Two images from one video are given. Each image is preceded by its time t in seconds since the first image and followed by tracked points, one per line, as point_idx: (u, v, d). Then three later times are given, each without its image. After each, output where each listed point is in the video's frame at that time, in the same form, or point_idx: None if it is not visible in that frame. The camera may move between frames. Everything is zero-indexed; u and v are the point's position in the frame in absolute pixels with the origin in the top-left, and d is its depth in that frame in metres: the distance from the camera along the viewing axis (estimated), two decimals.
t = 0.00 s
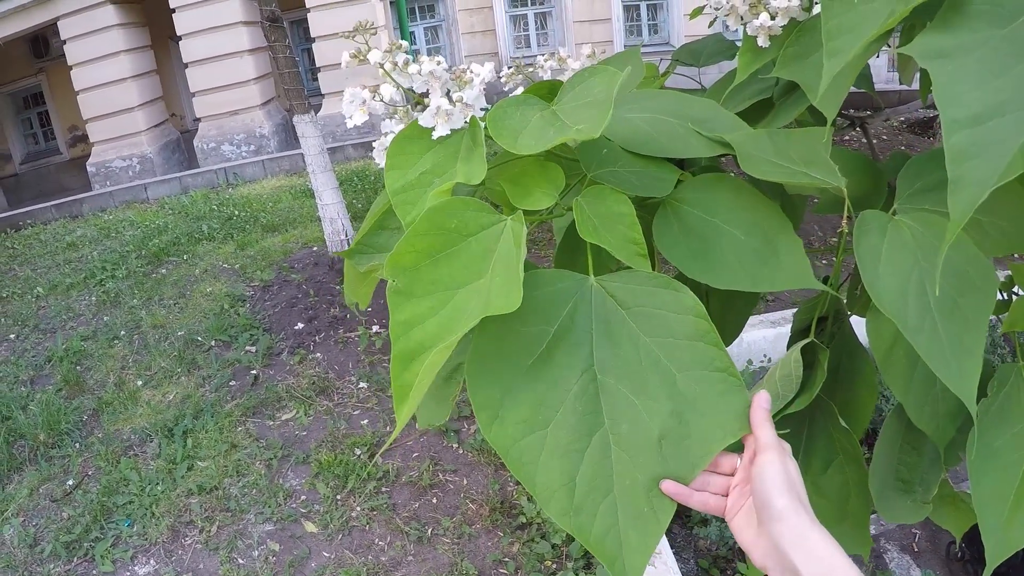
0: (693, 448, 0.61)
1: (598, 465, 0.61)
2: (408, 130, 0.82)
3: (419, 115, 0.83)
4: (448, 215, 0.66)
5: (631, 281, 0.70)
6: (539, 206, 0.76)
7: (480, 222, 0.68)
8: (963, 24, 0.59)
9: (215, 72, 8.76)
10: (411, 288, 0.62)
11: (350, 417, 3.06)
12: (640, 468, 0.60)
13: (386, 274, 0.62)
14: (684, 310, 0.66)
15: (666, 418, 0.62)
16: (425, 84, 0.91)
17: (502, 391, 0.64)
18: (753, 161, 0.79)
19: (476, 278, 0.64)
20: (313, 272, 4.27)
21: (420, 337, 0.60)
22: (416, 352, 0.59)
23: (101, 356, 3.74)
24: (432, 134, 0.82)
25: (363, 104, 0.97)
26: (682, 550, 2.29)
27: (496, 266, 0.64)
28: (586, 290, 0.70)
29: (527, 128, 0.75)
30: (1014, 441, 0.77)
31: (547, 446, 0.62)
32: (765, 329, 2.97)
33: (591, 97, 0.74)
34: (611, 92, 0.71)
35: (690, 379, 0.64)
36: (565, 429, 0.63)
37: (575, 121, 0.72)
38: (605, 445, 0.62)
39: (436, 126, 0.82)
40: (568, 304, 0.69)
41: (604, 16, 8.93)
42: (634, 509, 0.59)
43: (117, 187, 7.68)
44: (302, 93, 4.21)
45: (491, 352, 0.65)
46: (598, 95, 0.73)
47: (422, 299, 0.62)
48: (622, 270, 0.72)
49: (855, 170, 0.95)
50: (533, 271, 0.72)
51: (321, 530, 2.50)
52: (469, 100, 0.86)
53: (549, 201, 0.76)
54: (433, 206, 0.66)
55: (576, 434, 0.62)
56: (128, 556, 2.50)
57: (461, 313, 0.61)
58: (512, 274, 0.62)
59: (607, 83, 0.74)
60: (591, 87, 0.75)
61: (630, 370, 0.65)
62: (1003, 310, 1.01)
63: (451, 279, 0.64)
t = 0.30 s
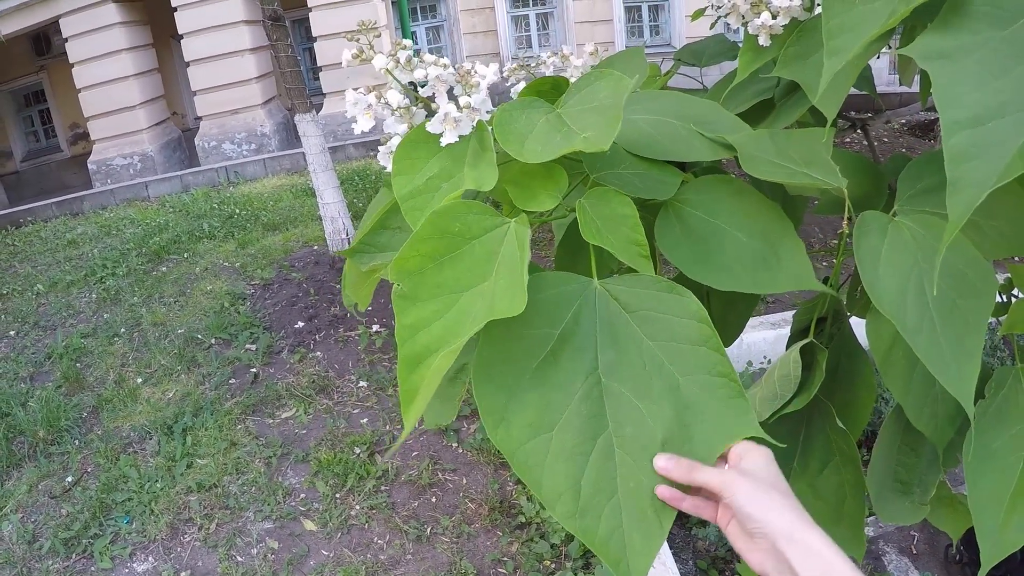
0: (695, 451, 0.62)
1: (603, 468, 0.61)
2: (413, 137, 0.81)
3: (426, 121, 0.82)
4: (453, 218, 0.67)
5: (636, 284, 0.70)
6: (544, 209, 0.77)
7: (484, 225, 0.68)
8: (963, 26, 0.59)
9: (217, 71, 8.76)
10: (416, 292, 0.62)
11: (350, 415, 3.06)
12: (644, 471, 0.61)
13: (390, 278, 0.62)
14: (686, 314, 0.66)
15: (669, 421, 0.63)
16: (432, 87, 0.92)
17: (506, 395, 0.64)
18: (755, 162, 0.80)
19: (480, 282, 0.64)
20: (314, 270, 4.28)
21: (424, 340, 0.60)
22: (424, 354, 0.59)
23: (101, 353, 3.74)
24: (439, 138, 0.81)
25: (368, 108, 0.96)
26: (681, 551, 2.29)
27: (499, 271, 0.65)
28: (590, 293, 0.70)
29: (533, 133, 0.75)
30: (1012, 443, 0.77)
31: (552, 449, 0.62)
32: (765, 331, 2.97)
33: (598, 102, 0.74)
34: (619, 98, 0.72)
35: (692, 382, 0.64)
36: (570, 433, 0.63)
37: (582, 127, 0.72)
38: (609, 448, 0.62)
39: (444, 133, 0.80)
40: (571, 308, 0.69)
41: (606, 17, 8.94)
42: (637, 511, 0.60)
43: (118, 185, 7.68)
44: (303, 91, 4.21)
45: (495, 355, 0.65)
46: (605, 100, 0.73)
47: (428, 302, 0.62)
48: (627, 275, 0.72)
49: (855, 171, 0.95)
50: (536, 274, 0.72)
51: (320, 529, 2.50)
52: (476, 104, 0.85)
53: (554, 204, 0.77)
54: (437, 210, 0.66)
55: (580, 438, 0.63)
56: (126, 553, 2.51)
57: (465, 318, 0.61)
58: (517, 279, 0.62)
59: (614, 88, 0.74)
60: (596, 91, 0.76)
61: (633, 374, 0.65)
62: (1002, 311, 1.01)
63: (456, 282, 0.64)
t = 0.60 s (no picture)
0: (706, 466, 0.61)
1: (616, 478, 0.61)
2: (419, 134, 0.81)
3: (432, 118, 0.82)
4: (464, 222, 0.67)
5: (647, 302, 0.71)
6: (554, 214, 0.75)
7: (495, 229, 0.68)
8: (967, 24, 0.59)
9: (222, 71, 8.78)
10: (426, 294, 0.62)
11: (354, 416, 3.06)
12: (655, 482, 0.61)
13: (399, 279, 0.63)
14: (697, 332, 0.67)
15: (680, 434, 0.62)
16: (438, 87, 0.92)
17: (521, 404, 0.64)
18: (761, 164, 0.79)
19: (492, 286, 0.64)
20: (319, 271, 4.28)
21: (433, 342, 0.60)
22: (430, 356, 0.60)
23: (106, 352, 3.75)
24: (444, 137, 0.81)
25: (374, 106, 0.94)
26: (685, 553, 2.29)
27: (511, 275, 0.64)
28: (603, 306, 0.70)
29: (539, 132, 0.75)
30: (1017, 446, 0.77)
31: (566, 460, 0.62)
32: (770, 332, 2.97)
33: (604, 101, 0.74)
34: (624, 97, 0.72)
35: (704, 398, 0.64)
36: (585, 443, 0.62)
37: (587, 127, 0.72)
38: (622, 460, 0.62)
39: (448, 130, 0.81)
40: (585, 320, 0.69)
41: (611, 18, 8.94)
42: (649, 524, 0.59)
43: (123, 185, 7.70)
44: (308, 91, 4.22)
45: (510, 364, 0.65)
46: (612, 100, 0.73)
47: (437, 305, 0.62)
48: (639, 289, 0.72)
49: (861, 173, 0.95)
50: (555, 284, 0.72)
51: (324, 528, 2.51)
52: (481, 103, 0.85)
53: (565, 208, 0.74)
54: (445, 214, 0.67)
55: (594, 449, 0.62)
56: (131, 553, 2.51)
57: (475, 321, 0.60)
58: (531, 285, 0.61)
59: (620, 88, 0.74)
60: (603, 91, 0.76)
61: (646, 387, 0.65)
62: (1007, 314, 1.01)
63: (467, 285, 0.64)
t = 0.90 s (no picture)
0: (693, 477, 0.62)
1: (605, 492, 0.62)
2: (411, 150, 0.80)
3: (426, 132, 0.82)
4: (459, 238, 0.67)
5: (628, 313, 0.70)
6: (546, 226, 0.76)
7: (488, 245, 0.68)
8: (960, 29, 0.59)
9: (218, 74, 8.78)
10: (420, 309, 0.61)
11: (351, 418, 3.06)
12: (642, 496, 0.61)
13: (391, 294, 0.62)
14: (685, 341, 0.67)
15: (666, 447, 0.63)
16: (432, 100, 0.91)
17: (511, 419, 0.65)
18: (754, 168, 0.80)
19: (482, 300, 0.64)
20: (315, 273, 4.28)
21: (425, 356, 0.59)
22: (423, 370, 0.59)
23: (102, 356, 3.75)
24: (438, 152, 0.81)
25: (368, 120, 0.96)
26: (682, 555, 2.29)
27: (502, 292, 0.64)
28: (592, 320, 0.70)
29: (533, 144, 0.75)
30: (1010, 447, 0.77)
31: (556, 474, 0.63)
32: (765, 334, 2.97)
33: (596, 111, 0.74)
34: (617, 107, 0.72)
35: (691, 410, 0.64)
36: (573, 457, 0.63)
37: (580, 137, 0.72)
38: (610, 473, 0.63)
39: (442, 146, 0.80)
40: (574, 332, 0.69)
41: (606, 21, 8.96)
42: (638, 537, 0.60)
43: (119, 188, 7.69)
44: (305, 95, 4.22)
45: (499, 380, 0.66)
46: (604, 109, 0.73)
47: (430, 320, 0.61)
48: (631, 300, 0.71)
49: (855, 174, 0.95)
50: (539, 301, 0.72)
51: (321, 531, 2.51)
52: (473, 116, 0.85)
53: (556, 221, 0.76)
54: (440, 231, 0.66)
55: (583, 462, 0.63)
56: (127, 556, 2.51)
57: (467, 336, 0.61)
58: (521, 302, 0.62)
59: (613, 97, 0.74)
60: (595, 100, 0.76)
61: (634, 400, 0.65)
62: (1001, 314, 1.02)
63: (459, 300, 0.63)
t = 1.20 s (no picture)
0: (693, 480, 0.61)
1: (605, 494, 0.61)
2: (412, 148, 0.78)
3: (426, 129, 0.79)
4: (461, 243, 0.65)
5: (629, 314, 0.69)
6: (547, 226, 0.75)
7: (493, 248, 0.66)
8: (962, 25, 0.58)
9: (215, 67, 8.74)
10: (425, 317, 0.61)
11: (347, 413, 3.06)
12: (641, 499, 0.61)
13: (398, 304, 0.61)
14: (687, 344, 0.65)
15: (667, 449, 0.62)
16: (431, 97, 0.89)
17: (512, 423, 0.64)
18: (755, 168, 0.79)
19: (489, 305, 0.63)
20: (311, 268, 4.26)
21: (433, 365, 0.59)
22: (432, 380, 0.59)
23: (97, 350, 3.73)
24: (439, 149, 0.79)
25: (367, 117, 0.93)
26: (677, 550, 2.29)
27: (508, 294, 0.63)
28: (594, 321, 0.69)
29: (534, 142, 0.74)
30: (1009, 450, 0.76)
31: (556, 476, 0.62)
32: (763, 330, 2.97)
33: (598, 110, 0.73)
34: (620, 106, 0.71)
35: (692, 412, 0.63)
36: (573, 458, 0.63)
37: (582, 136, 0.71)
38: (610, 475, 0.62)
39: (443, 143, 0.78)
40: (576, 334, 0.68)
41: (604, 16, 8.93)
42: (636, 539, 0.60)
43: (116, 182, 7.67)
44: (301, 88, 4.19)
45: (500, 385, 0.65)
46: (607, 107, 0.72)
47: (436, 327, 0.61)
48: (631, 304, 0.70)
49: (854, 173, 0.94)
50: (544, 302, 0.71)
51: (317, 526, 2.50)
52: (474, 113, 0.83)
53: (557, 221, 0.75)
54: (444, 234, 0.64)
55: (583, 465, 0.62)
56: (122, 550, 2.50)
57: (476, 343, 0.61)
58: (529, 306, 0.61)
59: (615, 95, 0.73)
60: (597, 98, 0.74)
61: (635, 403, 0.64)
62: (1000, 318, 1.01)
63: (466, 306, 0.63)
